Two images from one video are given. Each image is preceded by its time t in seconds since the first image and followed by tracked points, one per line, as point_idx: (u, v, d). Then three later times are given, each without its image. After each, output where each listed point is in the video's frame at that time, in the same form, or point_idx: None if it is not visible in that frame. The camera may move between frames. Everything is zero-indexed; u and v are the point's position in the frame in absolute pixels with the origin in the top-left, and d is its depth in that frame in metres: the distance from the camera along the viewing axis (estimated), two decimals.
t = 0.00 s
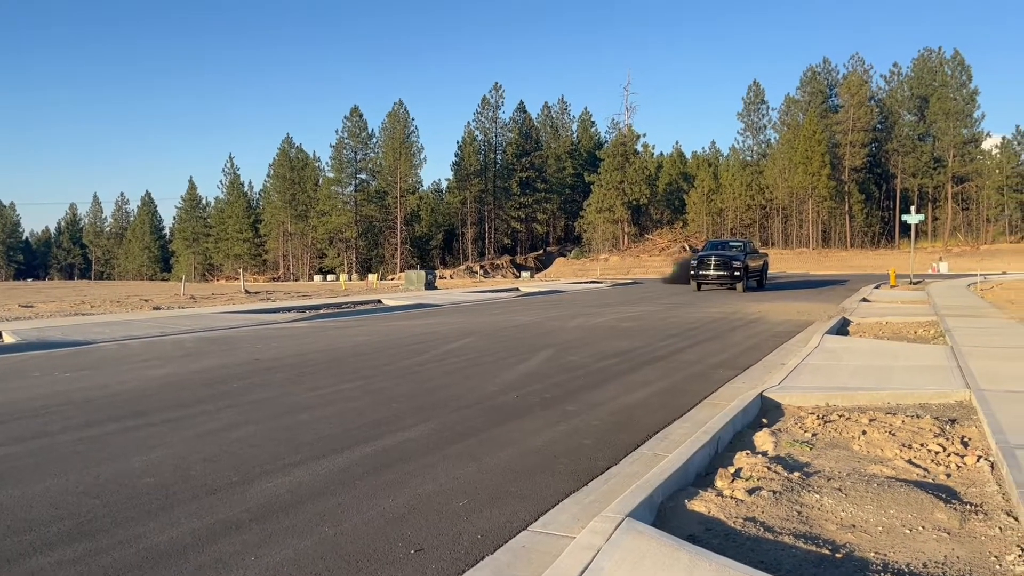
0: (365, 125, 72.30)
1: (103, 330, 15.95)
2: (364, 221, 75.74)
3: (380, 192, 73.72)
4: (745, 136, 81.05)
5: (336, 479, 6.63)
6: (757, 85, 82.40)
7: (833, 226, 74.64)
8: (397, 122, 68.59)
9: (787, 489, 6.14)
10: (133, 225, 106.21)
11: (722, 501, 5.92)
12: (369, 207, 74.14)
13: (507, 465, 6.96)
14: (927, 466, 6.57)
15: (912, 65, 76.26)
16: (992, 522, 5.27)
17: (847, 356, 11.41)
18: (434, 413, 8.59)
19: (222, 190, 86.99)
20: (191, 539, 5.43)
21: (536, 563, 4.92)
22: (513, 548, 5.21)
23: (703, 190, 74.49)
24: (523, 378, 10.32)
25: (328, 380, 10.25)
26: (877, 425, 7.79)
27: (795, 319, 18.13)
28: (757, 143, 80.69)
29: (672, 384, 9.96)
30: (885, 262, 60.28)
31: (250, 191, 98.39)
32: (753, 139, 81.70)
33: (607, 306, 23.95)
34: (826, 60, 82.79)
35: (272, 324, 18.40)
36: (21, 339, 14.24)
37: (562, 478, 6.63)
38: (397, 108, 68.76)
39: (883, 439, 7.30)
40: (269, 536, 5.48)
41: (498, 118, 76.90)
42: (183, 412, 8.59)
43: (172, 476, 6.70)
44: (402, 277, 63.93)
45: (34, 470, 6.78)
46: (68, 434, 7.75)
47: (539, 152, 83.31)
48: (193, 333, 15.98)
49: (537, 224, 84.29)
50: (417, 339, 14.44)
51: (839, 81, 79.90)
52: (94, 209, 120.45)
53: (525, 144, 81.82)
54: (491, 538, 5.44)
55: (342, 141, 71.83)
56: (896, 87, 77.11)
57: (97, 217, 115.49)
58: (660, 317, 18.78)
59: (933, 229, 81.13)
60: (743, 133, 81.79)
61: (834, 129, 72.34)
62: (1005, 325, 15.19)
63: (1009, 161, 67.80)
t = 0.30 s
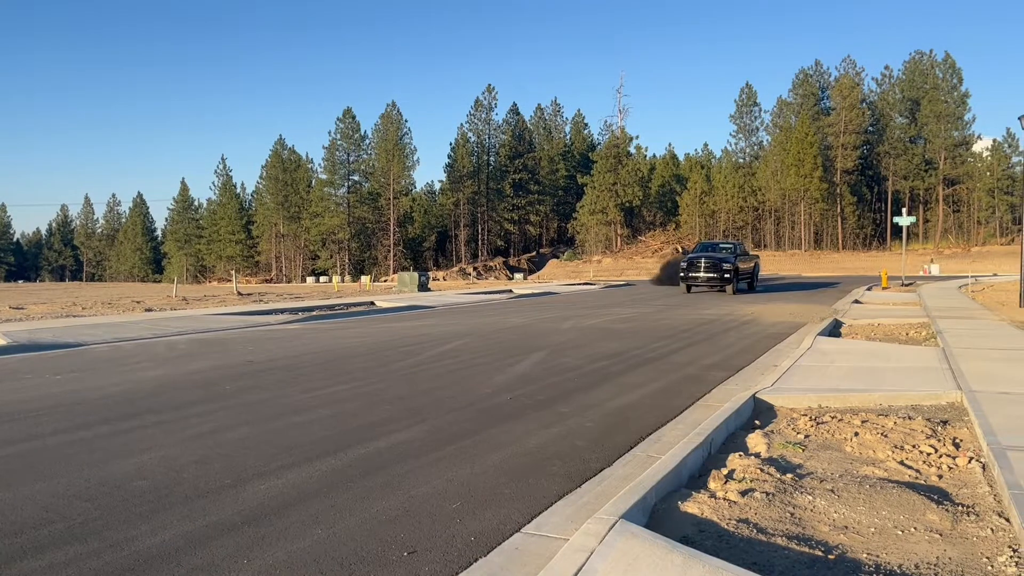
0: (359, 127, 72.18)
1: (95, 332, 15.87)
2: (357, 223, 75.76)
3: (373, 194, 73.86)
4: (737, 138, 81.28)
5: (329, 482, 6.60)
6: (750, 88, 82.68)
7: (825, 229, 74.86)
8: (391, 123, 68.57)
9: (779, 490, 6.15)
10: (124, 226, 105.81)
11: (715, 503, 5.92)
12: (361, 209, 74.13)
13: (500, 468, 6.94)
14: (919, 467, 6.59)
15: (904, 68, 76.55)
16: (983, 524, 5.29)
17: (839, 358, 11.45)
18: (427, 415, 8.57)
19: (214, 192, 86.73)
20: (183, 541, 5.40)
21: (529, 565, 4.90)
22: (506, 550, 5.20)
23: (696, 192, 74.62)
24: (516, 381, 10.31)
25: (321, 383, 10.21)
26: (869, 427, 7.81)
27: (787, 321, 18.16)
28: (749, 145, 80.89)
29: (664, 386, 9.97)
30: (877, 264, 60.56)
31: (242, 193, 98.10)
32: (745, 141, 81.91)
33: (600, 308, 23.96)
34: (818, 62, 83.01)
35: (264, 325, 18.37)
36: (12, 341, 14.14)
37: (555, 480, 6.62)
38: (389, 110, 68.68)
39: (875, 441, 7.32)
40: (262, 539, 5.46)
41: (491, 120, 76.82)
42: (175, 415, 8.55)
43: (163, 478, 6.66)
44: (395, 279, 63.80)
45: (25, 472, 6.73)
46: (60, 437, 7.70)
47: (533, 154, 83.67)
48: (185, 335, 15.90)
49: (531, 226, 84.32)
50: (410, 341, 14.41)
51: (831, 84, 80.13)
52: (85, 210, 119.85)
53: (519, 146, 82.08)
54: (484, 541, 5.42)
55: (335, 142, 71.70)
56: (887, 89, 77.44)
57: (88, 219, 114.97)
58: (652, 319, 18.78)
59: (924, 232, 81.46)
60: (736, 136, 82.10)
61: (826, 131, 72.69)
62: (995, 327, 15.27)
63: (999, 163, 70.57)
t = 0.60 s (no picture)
0: (352, 128, 72.10)
1: (87, 333, 15.81)
2: (351, 224, 75.68)
3: (367, 195, 73.86)
4: (731, 140, 81.55)
5: (323, 483, 6.59)
6: (744, 89, 82.93)
7: (818, 230, 75.10)
8: (384, 125, 68.57)
9: (774, 492, 6.16)
10: (117, 228, 105.42)
11: (710, 505, 5.92)
12: (355, 210, 74.20)
13: (494, 470, 6.94)
14: (913, 469, 6.60)
15: (896, 70, 76.85)
16: (976, 525, 5.31)
17: (832, 359, 11.46)
18: (422, 417, 8.54)
19: (208, 193, 86.46)
20: (176, 544, 5.37)
21: (524, 566, 4.90)
22: (501, 551, 5.20)
23: (689, 194, 74.80)
24: (510, 382, 10.31)
25: (315, 384, 10.20)
26: (862, 428, 7.84)
27: (781, 322, 18.19)
28: (743, 147, 81.18)
29: (659, 387, 9.96)
30: (870, 266, 60.80)
31: (236, 195, 97.84)
32: (739, 143, 82.18)
33: (594, 309, 23.97)
34: (811, 64, 83.29)
35: (258, 327, 18.31)
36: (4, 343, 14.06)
37: (550, 481, 6.62)
38: (384, 111, 68.63)
39: (869, 442, 7.34)
40: (255, 541, 5.45)
41: (485, 122, 76.76)
42: (169, 417, 8.51)
43: (157, 480, 6.63)
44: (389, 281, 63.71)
45: (17, 474, 6.69)
46: (52, 439, 7.65)
47: (527, 156, 83.65)
48: (178, 337, 15.85)
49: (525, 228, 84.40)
50: (405, 343, 14.38)
51: (824, 86, 80.43)
52: (77, 212, 119.36)
53: (513, 148, 82.09)
54: (479, 542, 5.42)
55: (329, 143, 71.57)
56: (880, 92, 77.77)
57: (81, 220, 114.46)
58: (646, 320, 18.80)
59: (917, 233, 81.78)
60: (729, 137, 82.33)
61: (820, 133, 72.97)
62: (988, 328, 15.31)
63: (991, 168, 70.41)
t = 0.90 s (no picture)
0: (348, 129, 72.02)
1: (82, 335, 15.72)
2: (347, 225, 75.64)
3: (363, 196, 73.76)
4: (726, 141, 81.74)
5: (319, 485, 6.57)
6: (739, 91, 83.10)
7: (814, 231, 75.24)
8: (380, 126, 68.54)
9: (770, 492, 6.16)
10: (112, 229, 105.06)
11: (707, 506, 5.93)
12: (351, 211, 73.94)
13: (491, 471, 6.93)
14: (909, 469, 6.62)
15: (891, 71, 77.08)
16: (972, 525, 5.32)
17: (828, 360, 11.49)
18: (417, 419, 8.53)
19: (203, 194, 86.21)
20: (172, 545, 5.36)
21: (521, 567, 4.90)
22: (498, 553, 5.19)
23: (685, 195, 74.86)
24: (507, 383, 10.30)
25: (311, 386, 10.17)
26: (859, 429, 7.85)
27: (777, 323, 18.21)
28: (738, 148, 81.38)
29: (656, 388, 9.98)
30: (865, 267, 60.95)
31: (231, 196, 97.63)
32: (734, 144, 82.40)
33: (589, 310, 23.97)
34: (806, 66, 83.49)
35: (253, 328, 18.26)
36: None
37: (547, 482, 6.62)
38: (379, 112, 68.56)
39: (865, 443, 7.35)
40: (251, 543, 5.42)
41: (481, 123, 76.78)
42: (163, 418, 8.48)
43: (153, 482, 6.59)
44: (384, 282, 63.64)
45: (12, 476, 6.67)
46: (47, 441, 7.62)
47: (523, 157, 83.63)
48: (173, 338, 15.80)
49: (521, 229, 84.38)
50: (401, 344, 14.37)
51: (819, 87, 80.64)
52: (72, 213, 119.03)
53: (509, 149, 82.07)
54: (476, 543, 5.41)
55: (324, 144, 71.51)
56: (875, 93, 77.99)
57: (76, 221, 114.02)
58: (643, 321, 18.81)
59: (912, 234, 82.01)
60: (725, 139, 82.55)
61: (815, 134, 73.23)
62: (983, 329, 15.38)
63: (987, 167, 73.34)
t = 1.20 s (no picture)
0: (345, 130, 71.81)
1: (79, 336, 15.67)
2: (344, 227, 75.59)
3: (360, 197, 73.80)
4: (723, 142, 81.82)
5: (316, 487, 6.56)
6: (736, 91, 83.15)
7: (811, 232, 75.32)
8: (377, 127, 68.45)
9: (768, 493, 6.17)
10: (109, 230, 104.78)
11: (705, 506, 5.93)
12: (348, 212, 74.03)
13: (489, 472, 6.93)
14: (906, 470, 6.63)
15: (888, 72, 77.15)
16: (970, 526, 5.33)
17: (825, 361, 11.50)
18: (415, 420, 8.52)
19: (200, 195, 86.02)
20: (169, 548, 5.34)
21: (520, 568, 4.90)
22: (496, 554, 5.19)
23: (682, 196, 74.86)
24: (505, 384, 10.29)
25: (308, 387, 10.15)
26: (856, 429, 7.87)
27: (775, 324, 18.22)
28: (735, 149, 81.47)
29: (653, 389, 9.99)
30: (862, 267, 61.12)
31: (228, 197, 97.46)
32: (731, 145, 82.48)
33: (587, 311, 24.02)
34: (803, 66, 83.61)
35: (250, 329, 18.22)
36: None
37: (544, 484, 6.61)
38: (376, 112, 68.44)
39: (862, 443, 7.37)
40: (248, 545, 5.41)
41: (478, 123, 76.65)
42: (159, 420, 8.45)
43: (150, 484, 6.58)
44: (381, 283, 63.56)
45: (9, 478, 6.66)
46: (44, 443, 7.59)
47: (520, 158, 83.50)
48: (170, 339, 15.77)
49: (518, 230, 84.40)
50: (399, 345, 14.38)
51: (816, 88, 80.75)
52: (69, 213, 118.80)
53: (506, 150, 81.98)
54: (474, 545, 5.41)
55: (321, 145, 71.44)
56: (871, 94, 78.09)
57: (72, 222, 113.69)
58: (640, 322, 18.81)
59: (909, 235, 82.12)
60: (722, 139, 82.59)
61: (811, 135, 73.37)
62: (979, 330, 15.42)
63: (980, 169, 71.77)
